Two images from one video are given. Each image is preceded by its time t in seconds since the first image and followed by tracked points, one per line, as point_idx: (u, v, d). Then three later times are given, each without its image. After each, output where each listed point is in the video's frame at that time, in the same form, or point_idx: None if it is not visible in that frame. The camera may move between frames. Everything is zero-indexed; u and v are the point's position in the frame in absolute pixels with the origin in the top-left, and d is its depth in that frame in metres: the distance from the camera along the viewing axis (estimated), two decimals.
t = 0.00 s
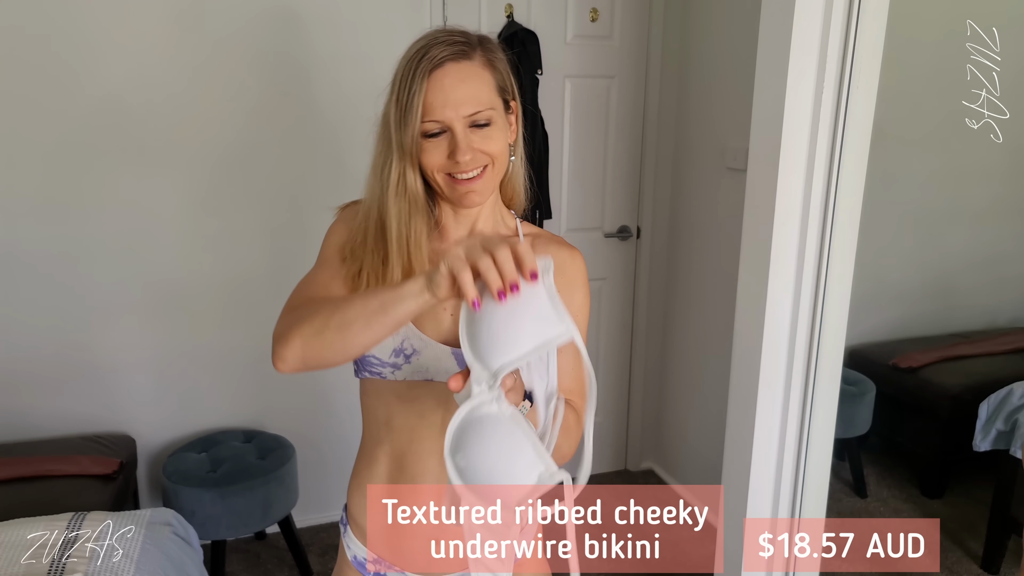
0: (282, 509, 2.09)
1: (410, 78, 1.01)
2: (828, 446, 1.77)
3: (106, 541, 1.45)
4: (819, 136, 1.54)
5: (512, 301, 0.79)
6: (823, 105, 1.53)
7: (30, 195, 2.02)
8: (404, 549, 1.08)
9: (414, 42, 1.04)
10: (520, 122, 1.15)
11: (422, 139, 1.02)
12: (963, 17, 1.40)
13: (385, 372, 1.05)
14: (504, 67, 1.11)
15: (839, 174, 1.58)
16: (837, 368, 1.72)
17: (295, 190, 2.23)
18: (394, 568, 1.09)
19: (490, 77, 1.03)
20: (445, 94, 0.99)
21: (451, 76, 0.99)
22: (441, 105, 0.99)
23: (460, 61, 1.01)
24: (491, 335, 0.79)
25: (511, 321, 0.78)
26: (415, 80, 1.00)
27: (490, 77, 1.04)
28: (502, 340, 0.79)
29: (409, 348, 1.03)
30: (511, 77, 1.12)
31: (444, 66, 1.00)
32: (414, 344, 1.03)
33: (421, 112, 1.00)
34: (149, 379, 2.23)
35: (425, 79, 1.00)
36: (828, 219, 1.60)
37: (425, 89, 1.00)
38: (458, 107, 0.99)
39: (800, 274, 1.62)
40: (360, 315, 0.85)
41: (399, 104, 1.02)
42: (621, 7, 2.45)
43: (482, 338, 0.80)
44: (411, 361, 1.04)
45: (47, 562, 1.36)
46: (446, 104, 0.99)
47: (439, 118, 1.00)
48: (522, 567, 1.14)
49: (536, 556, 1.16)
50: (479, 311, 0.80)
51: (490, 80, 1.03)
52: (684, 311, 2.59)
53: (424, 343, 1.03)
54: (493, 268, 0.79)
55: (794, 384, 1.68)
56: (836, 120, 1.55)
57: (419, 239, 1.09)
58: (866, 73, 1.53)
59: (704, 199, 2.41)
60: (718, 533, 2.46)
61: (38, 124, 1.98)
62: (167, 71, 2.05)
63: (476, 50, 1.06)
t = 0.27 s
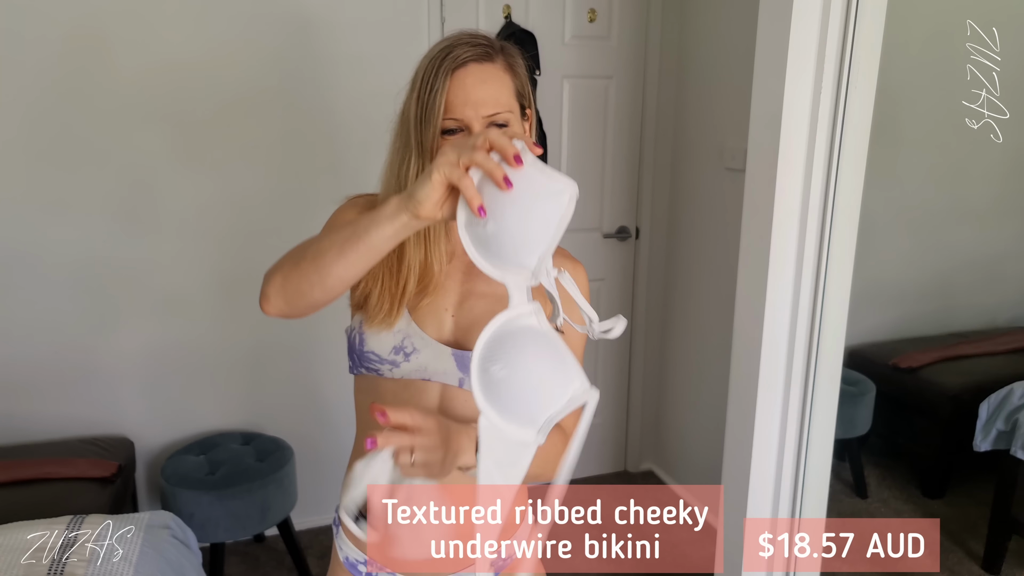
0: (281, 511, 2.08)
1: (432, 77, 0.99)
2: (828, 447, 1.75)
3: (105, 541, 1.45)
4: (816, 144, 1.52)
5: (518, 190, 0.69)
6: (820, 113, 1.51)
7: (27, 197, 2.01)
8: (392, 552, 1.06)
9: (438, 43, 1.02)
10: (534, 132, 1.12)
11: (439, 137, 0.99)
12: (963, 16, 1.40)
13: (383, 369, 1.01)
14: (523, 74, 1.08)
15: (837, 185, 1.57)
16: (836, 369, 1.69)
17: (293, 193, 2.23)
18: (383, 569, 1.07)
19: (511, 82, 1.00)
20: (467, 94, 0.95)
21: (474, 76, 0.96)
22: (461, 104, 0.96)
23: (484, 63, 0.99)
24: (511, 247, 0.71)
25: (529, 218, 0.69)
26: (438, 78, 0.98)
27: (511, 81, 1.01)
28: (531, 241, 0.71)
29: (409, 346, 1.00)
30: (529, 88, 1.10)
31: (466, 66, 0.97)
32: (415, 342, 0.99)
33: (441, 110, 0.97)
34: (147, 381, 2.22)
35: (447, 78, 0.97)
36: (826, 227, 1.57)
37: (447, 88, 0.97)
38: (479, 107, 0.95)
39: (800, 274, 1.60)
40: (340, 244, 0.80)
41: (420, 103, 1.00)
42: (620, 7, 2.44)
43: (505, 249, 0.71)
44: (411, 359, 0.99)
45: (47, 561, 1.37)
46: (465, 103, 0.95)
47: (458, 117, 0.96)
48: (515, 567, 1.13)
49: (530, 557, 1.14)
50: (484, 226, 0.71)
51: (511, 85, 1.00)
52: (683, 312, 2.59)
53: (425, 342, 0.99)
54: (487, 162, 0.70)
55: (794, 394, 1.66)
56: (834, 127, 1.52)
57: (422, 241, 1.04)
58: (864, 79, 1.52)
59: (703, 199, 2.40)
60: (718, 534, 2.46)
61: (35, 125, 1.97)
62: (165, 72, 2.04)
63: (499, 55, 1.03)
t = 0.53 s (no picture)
0: (278, 512, 2.08)
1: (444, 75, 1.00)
2: (825, 450, 1.75)
3: (106, 541, 1.45)
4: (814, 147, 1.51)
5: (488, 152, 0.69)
6: (818, 115, 1.50)
7: (26, 196, 2.01)
8: (384, 550, 1.05)
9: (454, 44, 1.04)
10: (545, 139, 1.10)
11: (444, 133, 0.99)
12: (964, 16, 1.40)
13: (370, 362, 1.01)
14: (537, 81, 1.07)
15: (834, 186, 1.56)
16: (834, 372, 1.70)
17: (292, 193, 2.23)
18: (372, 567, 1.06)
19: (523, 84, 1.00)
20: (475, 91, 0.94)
21: (484, 74, 0.94)
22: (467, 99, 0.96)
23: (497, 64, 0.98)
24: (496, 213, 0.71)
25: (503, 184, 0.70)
26: (450, 76, 1.00)
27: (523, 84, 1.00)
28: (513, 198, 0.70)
29: (396, 341, 0.99)
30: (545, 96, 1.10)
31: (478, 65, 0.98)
32: (401, 337, 0.99)
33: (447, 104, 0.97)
34: (144, 382, 2.22)
35: (458, 75, 0.99)
36: (825, 230, 1.57)
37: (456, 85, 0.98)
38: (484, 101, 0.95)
39: (798, 279, 1.59)
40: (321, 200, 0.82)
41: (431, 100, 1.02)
42: (619, 9, 2.45)
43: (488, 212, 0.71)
44: (397, 353, 0.99)
45: (44, 561, 1.36)
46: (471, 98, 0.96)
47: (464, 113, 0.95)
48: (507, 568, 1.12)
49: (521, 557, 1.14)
50: (462, 195, 0.71)
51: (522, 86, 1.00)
52: (681, 314, 2.59)
53: (412, 336, 0.99)
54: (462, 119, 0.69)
55: (791, 396, 1.65)
56: (832, 130, 1.52)
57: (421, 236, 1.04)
58: (864, 75, 1.52)
59: (702, 201, 2.41)
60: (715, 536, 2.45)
61: (34, 125, 1.97)
62: (165, 72, 2.04)
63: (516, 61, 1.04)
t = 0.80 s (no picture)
0: (275, 512, 2.08)
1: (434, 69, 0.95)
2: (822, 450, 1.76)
3: (106, 541, 1.45)
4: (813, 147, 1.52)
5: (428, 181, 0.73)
6: (817, 114, 1.50)
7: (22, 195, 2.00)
8: (379, 550, 1.05)
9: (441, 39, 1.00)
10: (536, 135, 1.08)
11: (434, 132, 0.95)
12: (963, 16, 1.41)
13: (366, 366, 0.99)
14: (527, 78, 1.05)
15: (833, 184, 1.57)
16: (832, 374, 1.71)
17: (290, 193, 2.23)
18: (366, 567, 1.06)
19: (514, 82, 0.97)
20: (467, 88, 0.92)
21: (476, 70, 0.93)
22: (460, 97, 0.92)
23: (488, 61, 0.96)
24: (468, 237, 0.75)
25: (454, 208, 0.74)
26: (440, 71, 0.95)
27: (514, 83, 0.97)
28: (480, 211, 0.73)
29: (392, 344, 0.98)
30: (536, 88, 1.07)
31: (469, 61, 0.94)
32: (396, 340, 0.98)
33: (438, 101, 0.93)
34: (141, 381, 2.22)
35: (449, 70, 0.95)
36: (823, 232, 1.57)
37: (448, 81, 0.94)
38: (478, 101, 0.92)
39: (796, 280, 1.59)
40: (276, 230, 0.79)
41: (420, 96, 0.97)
42: (618, 11, 2.45)
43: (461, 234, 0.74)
44: (392, 356, 0.98)
45: (42, 561, 1.36)
46: (464, 96, 0.92)
47: (456, 109, 0.92)
48: (504, 568, 1.11)
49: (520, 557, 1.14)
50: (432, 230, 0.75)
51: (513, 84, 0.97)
52: (678, 316, 2.60)
53: (407, 339, 0.98)
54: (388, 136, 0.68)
55: (789, 396, 1.66)
56: (830, 132, 1.53)
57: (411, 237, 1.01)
58: (863, 75, 1.53)
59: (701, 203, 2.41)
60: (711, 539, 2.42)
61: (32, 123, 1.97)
62: (162, 70, 2.04)
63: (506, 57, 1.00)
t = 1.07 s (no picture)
0: (274, 515, 2.07)
1: (414, 70, 0.99)
2: (822, 452, 1.75)
3: (105, 543, 1.45)
4: (812, 148, 1.51)
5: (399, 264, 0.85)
6: (815, 114, 1.49)
7: (21, 196, 2.00)
8: (390, 556, 1.06)
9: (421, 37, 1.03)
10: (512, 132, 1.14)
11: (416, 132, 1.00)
12: (962, 17, 1.40)
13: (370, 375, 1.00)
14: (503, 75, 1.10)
15: (832, 185, 1.55)
16: (833, 377, 1.70)
17: (288, 194, 2.23)
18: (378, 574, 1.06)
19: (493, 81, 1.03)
20: (449, 90, 0.98)
21: (456, 73, 0.99)
22: (443, 98, 0.98)
23: (467, 62, 1.01)
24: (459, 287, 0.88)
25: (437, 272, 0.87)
26: (421, 71, 0.99)
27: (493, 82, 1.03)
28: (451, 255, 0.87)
29: (394, 351, 1.00)
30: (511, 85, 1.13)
31: (451, 63, 0.99)
32: (400, 346, 1.00)
33: (421, 102, 0.98)
34: (140, 383, 2.21)
35: (430, 71, 0.98)
36: (823, 231, 1.56)
37: (429, 81, 0.98)
38: (459, 103, 0.98)
39: (796, 283, 1.58)
40: (259, 344, 0.86)
41: (400, 96, 1.00)
42: (615, 11, 2.45)
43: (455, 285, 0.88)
44: (396, 363, 1.00)
45: (41, 562, 1.35)
46: (447, 98, 0.98)
47: (439, 112, 0.98)
48: (510, 568, 1.12)
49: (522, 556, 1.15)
50: (428, 300, 0.86)
51: (491, 84, 1.03)
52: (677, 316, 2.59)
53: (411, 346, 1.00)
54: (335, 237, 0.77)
55: (789, 399, 1.65)
56: (829, 132, 1.52)
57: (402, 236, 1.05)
58: (861, 76, 1.52)
59: (699, 204, 2.40)
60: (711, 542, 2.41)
61: (30, 125, 1.97)
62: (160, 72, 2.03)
63: (484, 55, 1.06)
